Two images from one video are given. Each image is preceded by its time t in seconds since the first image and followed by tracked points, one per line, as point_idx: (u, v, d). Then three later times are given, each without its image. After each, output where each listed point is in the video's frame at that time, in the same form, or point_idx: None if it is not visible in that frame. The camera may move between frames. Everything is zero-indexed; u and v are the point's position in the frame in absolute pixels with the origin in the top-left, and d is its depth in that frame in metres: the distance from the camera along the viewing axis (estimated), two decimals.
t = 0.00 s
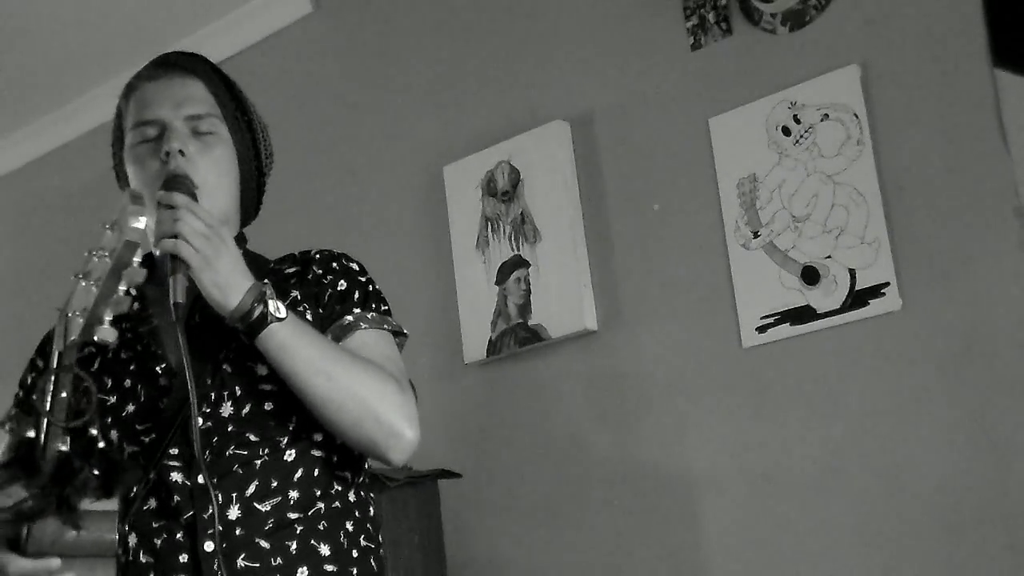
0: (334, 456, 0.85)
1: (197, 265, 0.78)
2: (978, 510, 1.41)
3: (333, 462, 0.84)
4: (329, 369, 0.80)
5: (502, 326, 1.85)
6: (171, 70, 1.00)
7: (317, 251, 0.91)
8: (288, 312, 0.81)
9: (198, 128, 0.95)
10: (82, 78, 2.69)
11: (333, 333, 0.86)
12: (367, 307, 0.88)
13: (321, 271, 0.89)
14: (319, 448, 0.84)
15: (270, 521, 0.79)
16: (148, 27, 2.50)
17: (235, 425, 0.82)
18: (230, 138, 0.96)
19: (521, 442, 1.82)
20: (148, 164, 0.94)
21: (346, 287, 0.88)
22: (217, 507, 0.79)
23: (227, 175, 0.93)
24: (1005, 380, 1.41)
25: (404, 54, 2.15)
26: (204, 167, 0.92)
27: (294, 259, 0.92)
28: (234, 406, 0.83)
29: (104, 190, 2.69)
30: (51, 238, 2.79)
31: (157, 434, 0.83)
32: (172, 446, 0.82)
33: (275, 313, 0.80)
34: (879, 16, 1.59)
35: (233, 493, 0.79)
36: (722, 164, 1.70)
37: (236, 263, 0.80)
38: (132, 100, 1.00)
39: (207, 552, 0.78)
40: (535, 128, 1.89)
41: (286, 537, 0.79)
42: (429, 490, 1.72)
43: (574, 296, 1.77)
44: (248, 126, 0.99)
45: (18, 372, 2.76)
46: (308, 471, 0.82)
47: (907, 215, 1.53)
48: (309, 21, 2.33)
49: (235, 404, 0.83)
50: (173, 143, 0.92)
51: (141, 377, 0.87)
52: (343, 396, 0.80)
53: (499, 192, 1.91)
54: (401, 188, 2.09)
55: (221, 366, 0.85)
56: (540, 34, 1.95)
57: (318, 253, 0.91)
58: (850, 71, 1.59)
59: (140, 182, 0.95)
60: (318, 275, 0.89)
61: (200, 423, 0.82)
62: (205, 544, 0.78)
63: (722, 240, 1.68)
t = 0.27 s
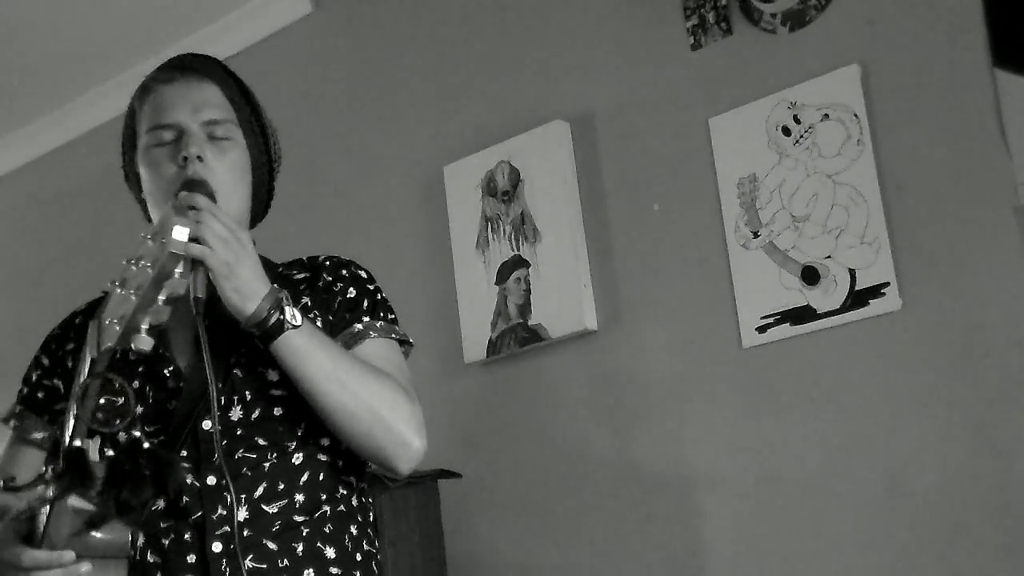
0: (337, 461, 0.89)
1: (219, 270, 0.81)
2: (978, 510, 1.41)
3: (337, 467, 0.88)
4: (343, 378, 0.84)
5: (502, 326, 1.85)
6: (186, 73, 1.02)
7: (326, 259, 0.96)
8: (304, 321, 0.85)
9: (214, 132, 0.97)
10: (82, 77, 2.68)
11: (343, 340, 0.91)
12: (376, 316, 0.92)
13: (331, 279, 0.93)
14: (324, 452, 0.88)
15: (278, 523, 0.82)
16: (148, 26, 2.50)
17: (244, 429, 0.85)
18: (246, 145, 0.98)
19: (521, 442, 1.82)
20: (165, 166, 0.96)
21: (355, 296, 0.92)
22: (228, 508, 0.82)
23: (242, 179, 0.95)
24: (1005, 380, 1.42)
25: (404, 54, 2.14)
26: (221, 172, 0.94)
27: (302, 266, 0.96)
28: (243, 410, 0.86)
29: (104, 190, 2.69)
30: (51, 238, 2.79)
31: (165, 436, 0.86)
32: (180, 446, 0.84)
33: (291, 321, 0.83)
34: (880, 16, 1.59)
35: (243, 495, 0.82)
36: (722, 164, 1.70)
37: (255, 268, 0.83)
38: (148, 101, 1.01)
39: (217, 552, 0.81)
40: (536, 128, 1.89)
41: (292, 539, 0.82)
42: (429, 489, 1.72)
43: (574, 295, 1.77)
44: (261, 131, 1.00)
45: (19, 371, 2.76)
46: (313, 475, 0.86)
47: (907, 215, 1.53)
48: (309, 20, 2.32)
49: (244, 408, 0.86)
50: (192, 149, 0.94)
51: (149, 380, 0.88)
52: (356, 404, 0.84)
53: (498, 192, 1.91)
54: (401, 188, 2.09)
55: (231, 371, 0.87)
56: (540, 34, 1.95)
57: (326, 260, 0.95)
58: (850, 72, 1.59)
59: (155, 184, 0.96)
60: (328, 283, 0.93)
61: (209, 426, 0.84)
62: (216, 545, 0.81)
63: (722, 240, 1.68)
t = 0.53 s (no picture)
0: (346, 464, 0.87)
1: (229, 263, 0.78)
2: (977, 510, 1.41)
3: (345, 470, 0.86)
4: (349, 375, 0.81)
5: (502, 326, 1.85)
6: (214, 73, 1.01)
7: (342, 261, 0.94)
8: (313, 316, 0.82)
9: (237, 127, 0.95)
10: (82, 78, 2.69)
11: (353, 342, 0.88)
12: (389, 318, 0.90)
13: (345, 280, 0.91)
14: (332, 454, 0.86)
15: (283, 523, 0.81)
16: (148, 27, 2.50)
17: (252, 429, 0.83)
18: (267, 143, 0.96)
19: (521, 443, 1.82)
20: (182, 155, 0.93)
21: (369, 297, 0.90)
22: (234, 507, 0.80)
23: (263, 177, 0.93)
24: (1004, 380, 1.42)
25: (404, 54, 2.14)
26: (242, 166, 0.91)
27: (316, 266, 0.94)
28: (253, 410, 0.84)
29: (103, 190, 2.69)
30: (51, 238, 2.79)
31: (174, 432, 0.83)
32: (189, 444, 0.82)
33: (301, 317, 0.80)
34: (880, 16, 1.59)
35: (248, 494, 0.81)
36: (722, 164, 1.70)
37: (265, 262, 0.79)
38: (172, 96, 1.00)
39: (221, 551, 0.79)
40: (536, 128, 1.89)
41: (297, 540, 0.81)
42: (429, 489, 1.72)
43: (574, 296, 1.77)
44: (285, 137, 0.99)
45: (20, 373, 2.77)
46: (321, 476, 0.84)
47: (908, 215, 1.53)
48: (309, 21, 2.33)
49: (254, 407, 0.84)
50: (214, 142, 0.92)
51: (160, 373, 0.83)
52: (363, 402, 0.82)
53: (499, 193, 1.91)
54: (401, 188, 2.09)
55: (243, 369, 0.86)
56: (540, 34, 1.95)
57: (343, 262, 0.93)
58: (850, 71, 1.59)
59: (171, 174, 0.93)
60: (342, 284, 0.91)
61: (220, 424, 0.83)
62: (219, 544, 0.79)
63: (722, 241, 1.68)
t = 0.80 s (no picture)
0: (359, 463, 0.86)
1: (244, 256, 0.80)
2: (977, 510, 1.41)
3: (358, 470, 0.86)
4: (360, 372, 0.81)
5: (502, 326, 1.85)
6: (235, 70, 1.00)
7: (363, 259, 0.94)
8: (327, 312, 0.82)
9: (258, 132, 0.96)
10: (82, 78, 2.69)
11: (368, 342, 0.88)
12: (405, 319, 0.89)
13: (362, 279, 0.91)
14: (345, 453, 0.86)
15: (290, 523, 0.81)
16: (148, 27, 2.50)
17: (264, 427, 0.84)
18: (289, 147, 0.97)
19: (521, 443, 1.82)
20: (206, 163, 0.95)
21: (386, 298, 0.90)
22: (241, 505, 0.81)
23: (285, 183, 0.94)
24: (1004, 380, 1.42)
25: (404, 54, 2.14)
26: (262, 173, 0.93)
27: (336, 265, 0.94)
28: (265, 408, 0.84)
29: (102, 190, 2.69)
30: (51, 238, 2.79)
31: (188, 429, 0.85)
32: (201, 442, 0.84)
33: (315, 313, 0.81)
34: (880, 16, 1.59)
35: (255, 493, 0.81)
36: (723, 164, 1.70)
37: (280, 256, 0.81)
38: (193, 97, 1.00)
39: (228, 548, 0.81)
40: (536, 128, 1.89)
41: (304, 539, 0.81)
42: (429, 489, 1.72)
43: (574, 296, 1.77)
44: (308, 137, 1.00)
45: (19, 372, 2.77)
46: (332, 476, 0.84)
47: (908, 216, 1.53)
48: (308, 21, 2.33)
49: (266, 406, 0.85)
50: (235, 149, 0.94)
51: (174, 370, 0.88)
52: (373, 401, 0.81)
53: (499, 193, 1.91)
54: (401, 188, 2.09)
55: (255, 366, 0.86)
56: (540, 34, 1.95)
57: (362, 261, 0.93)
58: (850, 72, 1.59)
59: (197, 181, 0.96)
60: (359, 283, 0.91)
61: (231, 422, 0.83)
62: (226, 541, 0.81)
63: (722, 240, 1.68)
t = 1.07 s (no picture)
0: (372, 460, 0.85)
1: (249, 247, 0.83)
2: (977, 510, 1.41)
3: (370, 467, 0.85)
4: (366, 366, 0.81)
5: (502, 326, 1.85)
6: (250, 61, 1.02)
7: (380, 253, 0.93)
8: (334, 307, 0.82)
9: (272, 123, 0.97)
10: (82, 78, 2.69)
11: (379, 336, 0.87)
12: (418, 313, 0.88)
13: (377, 273, 0.91)
14: (356, 450, 0.85)
15: (295, 520, 0.80)
16: (148, 27, 2.50)
17: (274, 423, 0.83)
18: (302, 135, 0.97)
19: (521, 443, 1.82)
20: (220, 155, 0.96)
21: (400, 291, 0.89)
22: (247, 502, 0.81)
23: (297, 171, 0.95)
24: (1004, 380, 1.41)
25: (404, 54, 2.14)
26: (275, 163, 0.94)
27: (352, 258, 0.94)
28: (275, 404, 0.84)
29: (102, 190, 2.69)
30: (51, 238, 2.79)
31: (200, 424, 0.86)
32: (211, 437, 0.84)
33: (319, 305, 0.81)
34: (879, 16, 1.59)
35: (262, 490, 0.81)
36: (722, 164, 1.69)
37: (286, 247, 0.83)
38: (210, 90, 1.02)
39: (233, 546, 0.80)
40: (536, 128, 1.89)
41: (310, 536, 0.80)
42: (429, 489, 1.72)
43: (574, 296, 1.77)
44: (325, 127, 1.00)
45: (18, 373, 2.77)
46: (341, 473, 0.83)
47: (908, 216, 1.53)
48: (309, 21, 2.33)
49: (276, 402, 0.85)
50: (246, 139, 0.95)
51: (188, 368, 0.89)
52: (378, 396, 0.81)
53: (499, 193, 1.91)
54: (401, 188, 2.08)
55: (266, 361, 0.86)
56: (540, 35, 1.95)
57: (377, 255, 0.93)
58: (850, 71, 1.59)
59: (215, 174, 0.98)
60: (373, 277, 0.91)
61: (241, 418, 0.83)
62: (231, 539, 0.80)
63: (722, 240, 1.68)
